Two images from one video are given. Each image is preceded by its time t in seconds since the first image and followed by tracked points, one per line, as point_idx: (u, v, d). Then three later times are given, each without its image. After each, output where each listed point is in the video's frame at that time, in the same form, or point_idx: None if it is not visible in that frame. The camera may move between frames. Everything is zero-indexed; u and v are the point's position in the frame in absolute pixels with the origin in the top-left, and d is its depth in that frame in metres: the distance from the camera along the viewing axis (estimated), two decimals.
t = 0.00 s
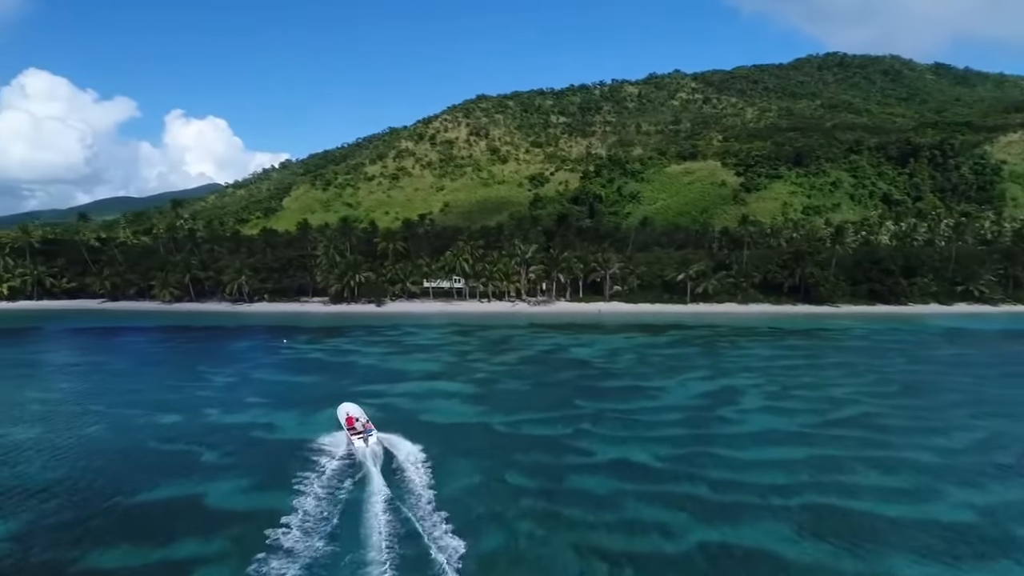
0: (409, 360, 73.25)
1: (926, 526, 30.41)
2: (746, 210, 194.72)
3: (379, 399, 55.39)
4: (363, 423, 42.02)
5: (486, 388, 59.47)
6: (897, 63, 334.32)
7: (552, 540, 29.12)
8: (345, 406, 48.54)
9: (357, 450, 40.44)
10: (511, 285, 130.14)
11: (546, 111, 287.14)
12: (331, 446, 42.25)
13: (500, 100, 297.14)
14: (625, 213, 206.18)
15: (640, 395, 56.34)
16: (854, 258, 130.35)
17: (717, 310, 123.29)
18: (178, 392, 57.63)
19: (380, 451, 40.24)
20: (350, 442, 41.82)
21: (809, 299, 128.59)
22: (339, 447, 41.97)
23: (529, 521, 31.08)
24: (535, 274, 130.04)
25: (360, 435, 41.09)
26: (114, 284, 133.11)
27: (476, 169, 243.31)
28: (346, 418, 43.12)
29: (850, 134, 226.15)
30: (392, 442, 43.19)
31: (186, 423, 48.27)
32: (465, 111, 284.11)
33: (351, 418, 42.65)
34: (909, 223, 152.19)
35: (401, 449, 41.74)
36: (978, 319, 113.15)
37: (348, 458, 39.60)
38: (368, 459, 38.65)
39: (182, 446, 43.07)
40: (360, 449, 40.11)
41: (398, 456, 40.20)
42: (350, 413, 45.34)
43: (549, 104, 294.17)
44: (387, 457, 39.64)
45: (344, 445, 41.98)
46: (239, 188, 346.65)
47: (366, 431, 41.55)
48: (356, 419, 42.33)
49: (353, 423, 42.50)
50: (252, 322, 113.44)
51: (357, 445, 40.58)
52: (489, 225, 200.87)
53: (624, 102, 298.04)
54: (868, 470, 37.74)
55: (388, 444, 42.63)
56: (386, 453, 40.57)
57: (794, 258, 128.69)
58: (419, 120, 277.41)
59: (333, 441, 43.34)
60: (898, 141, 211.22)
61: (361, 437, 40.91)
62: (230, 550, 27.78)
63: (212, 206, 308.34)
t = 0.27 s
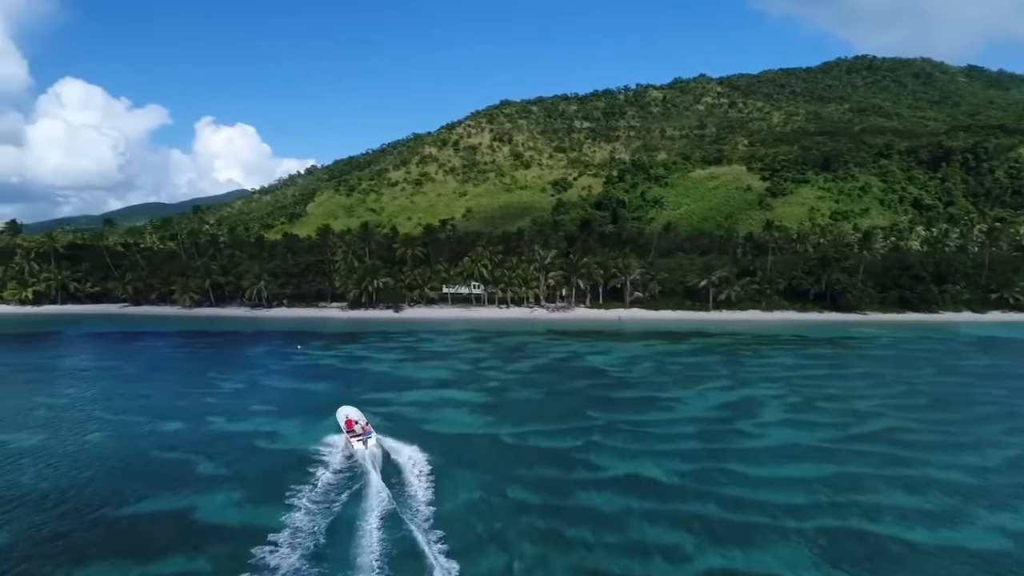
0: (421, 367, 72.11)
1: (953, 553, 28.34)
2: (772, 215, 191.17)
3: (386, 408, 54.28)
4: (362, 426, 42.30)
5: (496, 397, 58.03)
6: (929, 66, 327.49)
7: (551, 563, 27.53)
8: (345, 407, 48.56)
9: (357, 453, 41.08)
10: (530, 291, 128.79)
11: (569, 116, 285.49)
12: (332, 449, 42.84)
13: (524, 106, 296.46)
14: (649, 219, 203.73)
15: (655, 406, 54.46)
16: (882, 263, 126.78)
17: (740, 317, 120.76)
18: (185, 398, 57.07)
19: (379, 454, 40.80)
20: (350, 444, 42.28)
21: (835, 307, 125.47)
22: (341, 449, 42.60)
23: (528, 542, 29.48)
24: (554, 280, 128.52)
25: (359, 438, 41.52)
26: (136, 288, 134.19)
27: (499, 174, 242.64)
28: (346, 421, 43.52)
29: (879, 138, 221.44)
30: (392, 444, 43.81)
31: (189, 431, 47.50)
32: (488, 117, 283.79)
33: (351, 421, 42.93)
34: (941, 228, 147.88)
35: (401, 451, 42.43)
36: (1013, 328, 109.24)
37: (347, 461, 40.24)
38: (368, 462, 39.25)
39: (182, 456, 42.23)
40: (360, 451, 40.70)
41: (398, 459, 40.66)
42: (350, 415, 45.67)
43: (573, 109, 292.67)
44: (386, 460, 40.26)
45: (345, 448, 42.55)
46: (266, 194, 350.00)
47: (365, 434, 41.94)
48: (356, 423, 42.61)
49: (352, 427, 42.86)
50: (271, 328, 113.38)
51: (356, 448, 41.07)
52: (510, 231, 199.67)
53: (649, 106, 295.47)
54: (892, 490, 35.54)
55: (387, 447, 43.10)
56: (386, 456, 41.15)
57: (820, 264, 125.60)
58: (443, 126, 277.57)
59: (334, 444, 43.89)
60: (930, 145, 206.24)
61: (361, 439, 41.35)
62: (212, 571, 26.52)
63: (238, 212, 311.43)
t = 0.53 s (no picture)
0: (435, 373, 70.95)
1: None
2: (800, 219, 187.33)
3: (395, 416, 53.08)
4: (362, 427, 43.27)
5: (509, 405, 56.61)
6: (963, 67, 319.78)
7: None
8: (345, 410, 49.52)
9: (358, 453, 42.14)
10: (551, 296, 127.28)
11: (594, 120, 283.18)
12: (333, 449, 43.92)
13: (548, 110, 294.95)
14: (674, 223, 200.93)
15: (672, 416, 52.64)
16: (914, 268, 122.95)
17: (765, 324, 117.90)
18: (194, 403, 56.38)
19: (380, 453, 41.87)
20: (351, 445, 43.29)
21: (864, 313, 122.13)
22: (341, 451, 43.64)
23: (529, 561, 28.04)
24: (575, 285, 126.76)
25: (359, 438, 42.57)
26: (158, 292, 135.29)
27: (523, 179, 241.45)
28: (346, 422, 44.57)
29: (912, 140, 216.17)
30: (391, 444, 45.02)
31: (193, 438, 46.66)
32: (513, 121, 282.83)
33: (352, 423, 44.04)
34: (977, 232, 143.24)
35: (401, 451, 43.46)
36: None
37: (348, 462, 41.27)
38: (369, 462, 40.28)
39: (184, 464, 41.30)
40: (361, 452, 41.74)
41: (401, 465, 40.20)
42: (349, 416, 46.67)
43: (598, 113, 290.35)
44: (387, 459, 41.32)
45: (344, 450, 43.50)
46: (292, 199, 352.55)
47: (366, 434, 42.95)
48: (356, 424, 43.64)
49: (353, 428, 43.90)
50: (290, 332, 113.19)
51: (357, 448, 42.15)
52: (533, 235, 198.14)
53: (674, 110, 292.15)
54: (922, 511, 33.43)
55: (387, 446, 44.26)
56: (386, 455, 42.16)
57: (848, 269, 122.14)
58: (467, 130, 277.21)
59: (336, 444, 44.99)
60: (964, 147, 200.74)
61: (361, 440, 42.37)
62: None
63: (265, 216, 313.82)
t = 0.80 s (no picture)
0: (448, 378, 69.78)
1: None
2: (827, 221, 183.63)
3: (404, 422, 51.93)
4: (366, 427, 43.69)
5: (521, 411, 55.20)
6: (997, 66, 312.18)
7: None
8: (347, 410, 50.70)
9: (360, 452, 42.51)
10: (570, 300, 125.66)
11: (618, 122, 280.71)
12: (337, 449, 44.36)
13: (571, 112, 293.21)
14: (698, 225, 198.15)
15: (689, 424, 50.85)
16: (944, 271, 119.37)
17: (790, 328, 115.25)
18: (203, 407, 55.65)
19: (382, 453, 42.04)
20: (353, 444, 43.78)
21: (893, 317, 119.12)
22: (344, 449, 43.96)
23: None
24: (595, 288, 124.90)
25: (361, 437, 43.04)
26: (179, 294, 136.16)
27: (545, 181, 239.90)
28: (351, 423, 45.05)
29: (943, 140, 211.05)
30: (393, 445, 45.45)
31: (199, 444, 45.69)
32: (535, 124, 281.44)
33: (354, 423, 44.65)
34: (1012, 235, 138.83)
35: (403, 451, 43.86)
36: None
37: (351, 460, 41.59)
38: (371, 461, 40.62)
39: (186, 470, 40.25)
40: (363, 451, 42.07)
41: (406, 475, 38.98)
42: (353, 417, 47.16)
43: (621, 115, 287.87)
44: (389, 459, 41.53)
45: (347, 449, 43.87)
46: (316, 202, 354.67)
47: (368, 434, 43.43)
48: (360, 424, 44.07)
49: (356, 428, 44.45)
50: (308, 335, 112.92)
51: (360, 447, 42.53)
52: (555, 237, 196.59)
53: (699, 111, 288.74)
54: (953, 530, 31.40)
55: (390, 446, 44.74)
56: (388, 455, 42.51)
57: (876, 273, 118.81)
58: (489, 133, 276.57)
59: (339, 444, 45.50)
60: (998, 147, 195.40)
61: (364, 438, 42.83)
62: None
63: (289, 219, 315.88)
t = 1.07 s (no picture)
0: (466, 382, 68.55)
1: None
2: (861, 223, 178.81)
3: (417, 428, 50.77)
4: (371, 427, 44.92)
5: (538, 418, 53.73)
6: None
7: None
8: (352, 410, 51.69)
9: (365, 451, 43.68)
10: (595, 303, 123.79)
11: (647, 123, 277.17)
12: (343, 447, 45.52)
13: (600, 114, 290.53)
14: (728, 227, 194.36)
15: (712, 433, 48.89)
16: (984, 275, 115.09)
17: (822, 333, 111.96)
18: (216, 411, 55.08)
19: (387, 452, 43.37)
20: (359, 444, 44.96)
21: (929, 322, 115.21)
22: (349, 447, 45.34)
23: None
24: (620, 291, 122.78)
25: (367, 436, 44.18)
26: (205, 296, 137.23)
27: (572, 183, 237.93)
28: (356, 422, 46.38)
29: (984, 140, 204.40)
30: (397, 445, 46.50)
31: (208, 449, 44.93)
32: (564, 126, 279.50)
33: (360, 422, 45.83)
34: None
35: (406, 449, 44.97)
36: None
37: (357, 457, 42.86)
38: (376, 459, 41.76)
39: (192, 476, 39.43)
40: (369, 449, 43.27)
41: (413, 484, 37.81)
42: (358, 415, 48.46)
43: (651, 116, 284.29)
44: (394, 457, 42.54)
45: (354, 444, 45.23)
46: (346, 204, 356.57)
47: (373, 433, 44.57)
48: (366, 424, 45.29)
49: (361, 427, 45.62)
50: (331, 337, 112.62)
51: (365, 446, 43.68)
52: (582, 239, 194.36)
53: (730, 112, 284.02)
54: (993, 555, 29.18)
55: (394, 445, 45.89)
56: (393, 453, 43.66)
57: (912, 276, 114.93)
58: (517, 135, 275.27)
59: (345, 442, 46.67)
60: None
61: (369, 438, 43.95)
62: None
63: (318, 222, 317.70)
